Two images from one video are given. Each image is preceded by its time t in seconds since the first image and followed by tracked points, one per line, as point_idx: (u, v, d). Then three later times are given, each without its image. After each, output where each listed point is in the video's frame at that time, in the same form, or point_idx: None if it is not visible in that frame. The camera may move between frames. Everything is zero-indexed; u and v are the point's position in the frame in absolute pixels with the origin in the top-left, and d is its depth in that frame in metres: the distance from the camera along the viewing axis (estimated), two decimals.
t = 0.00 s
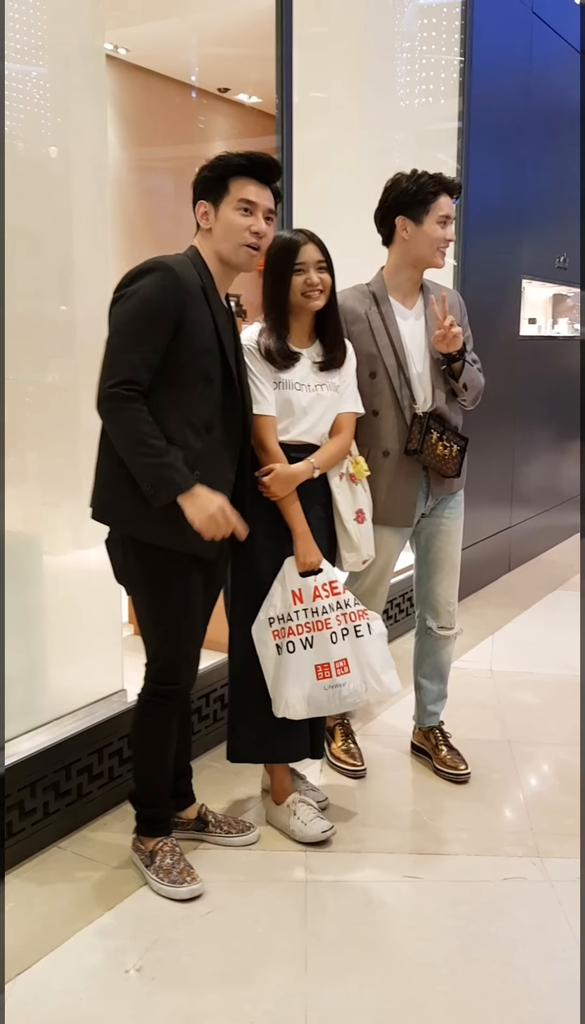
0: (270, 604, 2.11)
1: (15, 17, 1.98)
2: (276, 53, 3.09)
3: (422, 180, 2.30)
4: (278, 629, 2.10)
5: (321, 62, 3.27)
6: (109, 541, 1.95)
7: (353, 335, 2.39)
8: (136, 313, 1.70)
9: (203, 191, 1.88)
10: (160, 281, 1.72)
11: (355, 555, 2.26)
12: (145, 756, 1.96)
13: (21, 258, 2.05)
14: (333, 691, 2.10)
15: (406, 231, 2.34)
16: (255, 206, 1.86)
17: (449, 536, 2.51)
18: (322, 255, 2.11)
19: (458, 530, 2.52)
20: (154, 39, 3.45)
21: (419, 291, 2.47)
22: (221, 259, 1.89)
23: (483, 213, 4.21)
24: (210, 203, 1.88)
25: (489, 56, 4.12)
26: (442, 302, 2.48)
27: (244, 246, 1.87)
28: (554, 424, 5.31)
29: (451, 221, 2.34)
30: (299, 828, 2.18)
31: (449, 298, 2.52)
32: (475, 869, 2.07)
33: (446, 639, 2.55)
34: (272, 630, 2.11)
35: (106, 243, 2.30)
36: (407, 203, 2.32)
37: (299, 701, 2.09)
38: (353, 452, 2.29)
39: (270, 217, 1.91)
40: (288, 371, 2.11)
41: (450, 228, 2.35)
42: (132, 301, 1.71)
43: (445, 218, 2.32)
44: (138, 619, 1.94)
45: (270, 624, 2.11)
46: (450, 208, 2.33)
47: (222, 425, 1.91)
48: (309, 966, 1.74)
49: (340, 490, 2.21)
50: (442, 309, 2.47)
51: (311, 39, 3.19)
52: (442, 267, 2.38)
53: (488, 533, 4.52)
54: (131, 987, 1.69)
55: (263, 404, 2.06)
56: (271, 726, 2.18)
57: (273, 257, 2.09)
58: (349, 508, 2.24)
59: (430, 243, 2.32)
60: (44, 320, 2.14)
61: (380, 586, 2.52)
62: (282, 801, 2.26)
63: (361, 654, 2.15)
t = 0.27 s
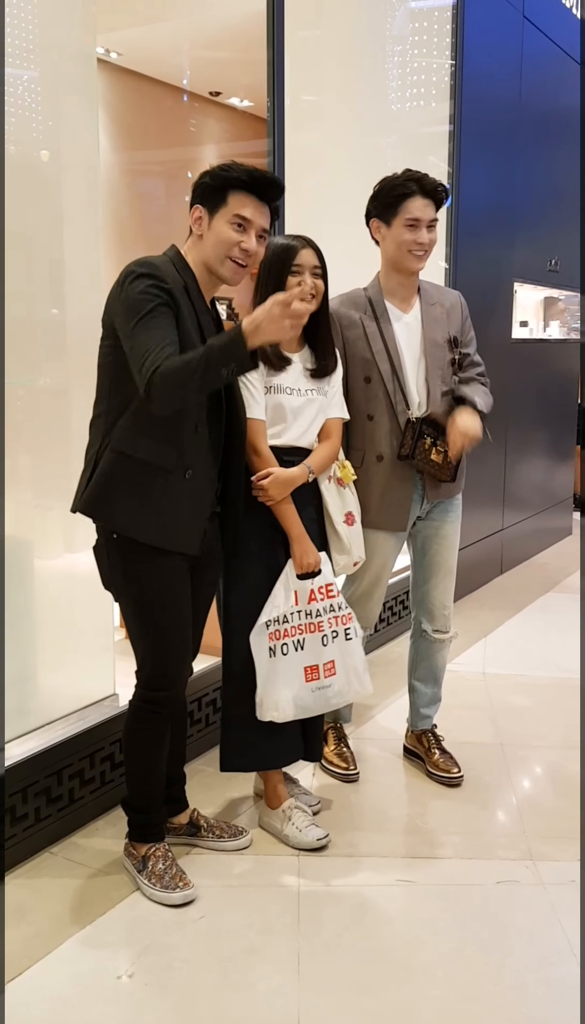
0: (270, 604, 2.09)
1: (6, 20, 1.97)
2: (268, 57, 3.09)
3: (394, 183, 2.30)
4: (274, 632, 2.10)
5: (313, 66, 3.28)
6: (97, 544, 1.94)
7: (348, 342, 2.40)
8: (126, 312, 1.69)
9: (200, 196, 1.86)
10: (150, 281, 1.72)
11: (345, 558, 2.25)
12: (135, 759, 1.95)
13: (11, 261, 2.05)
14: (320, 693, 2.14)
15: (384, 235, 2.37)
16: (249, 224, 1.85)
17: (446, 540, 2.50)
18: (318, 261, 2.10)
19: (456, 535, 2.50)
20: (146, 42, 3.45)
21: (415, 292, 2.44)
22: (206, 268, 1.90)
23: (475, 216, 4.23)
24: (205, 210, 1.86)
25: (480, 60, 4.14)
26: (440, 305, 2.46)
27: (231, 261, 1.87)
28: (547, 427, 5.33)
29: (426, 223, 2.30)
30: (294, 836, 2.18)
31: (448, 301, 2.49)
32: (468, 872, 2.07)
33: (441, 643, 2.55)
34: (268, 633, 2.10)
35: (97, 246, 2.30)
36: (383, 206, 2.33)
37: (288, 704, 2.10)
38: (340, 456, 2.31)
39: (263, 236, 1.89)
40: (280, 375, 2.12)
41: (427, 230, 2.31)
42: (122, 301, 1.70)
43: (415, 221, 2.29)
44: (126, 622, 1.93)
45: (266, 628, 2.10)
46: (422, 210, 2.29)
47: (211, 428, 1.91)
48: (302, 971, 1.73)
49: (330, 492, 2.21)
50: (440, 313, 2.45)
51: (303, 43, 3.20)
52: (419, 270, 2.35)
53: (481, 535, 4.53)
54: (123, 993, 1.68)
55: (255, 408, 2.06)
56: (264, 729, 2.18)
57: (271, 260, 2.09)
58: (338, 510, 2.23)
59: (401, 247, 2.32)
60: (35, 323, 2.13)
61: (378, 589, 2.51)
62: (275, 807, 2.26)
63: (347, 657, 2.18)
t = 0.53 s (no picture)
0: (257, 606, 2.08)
1: None
2: (259, 61, 3.10)
3: (363, 194, 2.35)
4: (258, 634, 2.09)
5: (304, 71, 3.29)
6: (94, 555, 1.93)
7: (339, 347, 2.43)
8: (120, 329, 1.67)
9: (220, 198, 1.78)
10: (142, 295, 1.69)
11: (344, 559, 2.25)
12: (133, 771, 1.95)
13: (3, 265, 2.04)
14: (298, 699, 2.14)
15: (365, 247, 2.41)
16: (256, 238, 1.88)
17: (444, 548, 2.49)
18: (315, 267, 2.12)
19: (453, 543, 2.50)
20: (137, 46, 3.46)
21: (410, 296, 2.42)
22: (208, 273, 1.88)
23: (466, 220, 4.24)
24: (224, 214, 1.80)
25: (470, 65, 4.16)
26: (436, 307, 2.40)
27: (234, 273, 1.91)
28: (538, 430, 5.34)
29: (394, 224, 2.31)
30: (288, 840, 2.18)
31: (448, 302, 2.42)
32: (462, 876, 2.07)
33: (436, 650, 2.55)
34: (252, 634, 2.09)
35: (89, 250, 2.30)
36: (359, 218, 2.39)
37: (265, 706, 2.10)
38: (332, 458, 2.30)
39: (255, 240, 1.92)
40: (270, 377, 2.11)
41: (398, 231, 2.32)
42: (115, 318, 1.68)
43: (383, 225, 2.32)
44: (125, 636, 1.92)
45: (250, 629, 2.09)
46: (389, 212, 2.31)
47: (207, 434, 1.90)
48: (297, 976, 1.73)
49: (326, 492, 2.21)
50: (435, 316, 2.39)
51: (293, 48, 3.21)
52: (399, 272, 2.34)
53: (473, 538, 4.54)
54: (117, 998, 1.68)
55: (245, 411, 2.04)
56: (254, 734, 2.17)
57: (267, 262, 2.08)
58: (336, 512, 2.23)
59: (374, 254, 2.35)
60: (27, 327, 2.13)
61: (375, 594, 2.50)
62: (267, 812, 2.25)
63: (327, 664, 2.19)
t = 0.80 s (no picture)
0: (237, 620, 2.08)
1: None
2: (254, 69, 3.11)
3: (339, 204, 2.33)
4: (242, 644, 2.08)
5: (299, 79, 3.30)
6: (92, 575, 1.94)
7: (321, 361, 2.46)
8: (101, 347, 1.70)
9: (182, 209, 1.82)
10: (123, 312, 1.71)
11: (343, 569, 2.24)
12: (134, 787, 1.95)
13: None
14: (290, 709, 2.11)
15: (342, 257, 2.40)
16: (235, 236, 1.87)
17: (435, 554, 2.49)
18: (309, 276, 2.12)
19: (448, 549, 2.50)
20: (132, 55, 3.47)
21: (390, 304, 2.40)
22: (193, 283, 1.88)
23: (461, 228, 4.25)
24: (188, 222, 1.83)
25: (464, 73, 4.18)
26: (417, 317, 2.39)
27: (224, 275, 1.88)
28: (533, 437, 5.35)
29: (373, 231, 2.29)
30: (285, 849, 2.17)
31: (429, 310, 2.41)
32: (460, 885, 2.06)
33: (433, 660, 2.54)
34: (235, 645, 2.08)
35: (85, 259, 2.30)
36: (334, 229, 2.37)
37: (256, 719, 2.08)
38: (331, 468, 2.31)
39: (243, 242, 1.91)
40: (267, 385, 2.12)
41: (376, 238, 2.30)
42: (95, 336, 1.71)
43: (361, 233, 2.30)
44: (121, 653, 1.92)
45: (233, 640, 2.08)
46: (366, 220, 2.29)
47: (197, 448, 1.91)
48: (294, 987, 1.72)
49: (325, 502, 2.20)
50: (416, 326, 2.38)
51: (288, 56, 3.22)
52: (378, 280, 2.31)
53: (469, 545, 4.54)
54: (113, 1011, 1.66)
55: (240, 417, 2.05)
56: (246, 744, 2.16)
57: (259, 271, 2.09)
58: (335, 522, 2.22)
59: (353, 263, 2.33)
60: (22, 335, 2.13)
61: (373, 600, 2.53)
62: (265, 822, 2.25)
63: (319, 674, 2.15)
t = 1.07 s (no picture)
0: (234, 619, 2.08)
1: None
2: (251, 74, 3.12)
3: (323, 215, 2.34)
4: (237, 643, 2.08)
5: (295, 83, 3.30)
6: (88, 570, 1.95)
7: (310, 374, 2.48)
8: (96, 330, 1.74)
9: (169, 215, 1.90)
10: (118, 297, 1.76)
11: (342, 573, 2.23)
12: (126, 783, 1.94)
13: None
14: (278, 715, 2.09)
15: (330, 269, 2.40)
16: (218, 234, 1.89)
17: (435, 557, 2.48)
18: (307, 280, 2.12)
19: (447, 554, 2.50)
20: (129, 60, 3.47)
21: (377, 314, 2.41)
22: (184, 283, 1.92)
23: (457, 232, 4.26)
24: (175, 227, 1.90)
25: (461, 78, 4.19)
26: (404, 327, 2.40)
27: (207, 271, 1.89)
28: (530, 440, 5.35)
29: (359, 239, 2.30)
30: (282, 854, 2.16)
31: (417, 321, 2.42)
32: (457, 890, 2.06)
33: (451, 662, 2.51)
34: (231, 642, 2.08)
35: (81, 263, 2.30)
36: (320, 240, 2.38)
37: (243, 721, 2.08)
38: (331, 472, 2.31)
39: (234, 244, 1.93)
40: (269, 389, 2.12)
41: (363, 247, 2.31)
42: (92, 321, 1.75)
43: (347, 242, 2.31)
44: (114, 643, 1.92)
45: (229, 637, 2.08)
46: (352, 229, 2.29)
47: (195, 443, 1.92)
48: (292, 993, 1.71)
49: (324, 508, 2.20)
50: (403, 337, 2.39)
51: (284, 60, 3.22)
52: (366, 289, 2.32)
53: (465, 549, 4.54)
54: (110, 1017, 1.65)
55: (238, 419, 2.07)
56: (242, 747, 2.16)
57: (259, 274, 2.09)
58: (334, 527, 2.21)
59: (341, 273, 2.33)
60: (18, 339, 2.13)
61: (363, 606, 2.55)
62: (263, 827, 2.24)
63: (313, 681, 2.12)
